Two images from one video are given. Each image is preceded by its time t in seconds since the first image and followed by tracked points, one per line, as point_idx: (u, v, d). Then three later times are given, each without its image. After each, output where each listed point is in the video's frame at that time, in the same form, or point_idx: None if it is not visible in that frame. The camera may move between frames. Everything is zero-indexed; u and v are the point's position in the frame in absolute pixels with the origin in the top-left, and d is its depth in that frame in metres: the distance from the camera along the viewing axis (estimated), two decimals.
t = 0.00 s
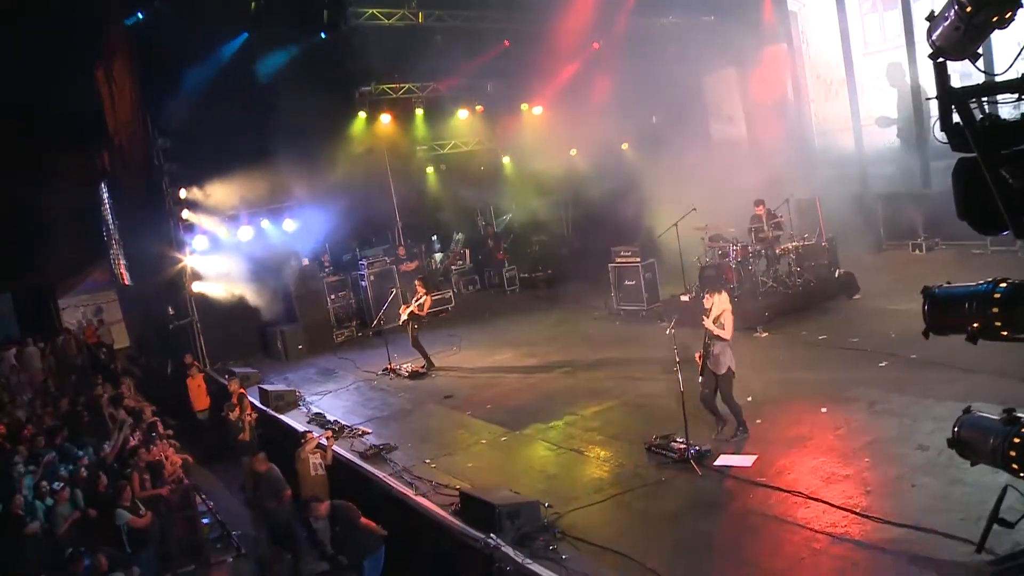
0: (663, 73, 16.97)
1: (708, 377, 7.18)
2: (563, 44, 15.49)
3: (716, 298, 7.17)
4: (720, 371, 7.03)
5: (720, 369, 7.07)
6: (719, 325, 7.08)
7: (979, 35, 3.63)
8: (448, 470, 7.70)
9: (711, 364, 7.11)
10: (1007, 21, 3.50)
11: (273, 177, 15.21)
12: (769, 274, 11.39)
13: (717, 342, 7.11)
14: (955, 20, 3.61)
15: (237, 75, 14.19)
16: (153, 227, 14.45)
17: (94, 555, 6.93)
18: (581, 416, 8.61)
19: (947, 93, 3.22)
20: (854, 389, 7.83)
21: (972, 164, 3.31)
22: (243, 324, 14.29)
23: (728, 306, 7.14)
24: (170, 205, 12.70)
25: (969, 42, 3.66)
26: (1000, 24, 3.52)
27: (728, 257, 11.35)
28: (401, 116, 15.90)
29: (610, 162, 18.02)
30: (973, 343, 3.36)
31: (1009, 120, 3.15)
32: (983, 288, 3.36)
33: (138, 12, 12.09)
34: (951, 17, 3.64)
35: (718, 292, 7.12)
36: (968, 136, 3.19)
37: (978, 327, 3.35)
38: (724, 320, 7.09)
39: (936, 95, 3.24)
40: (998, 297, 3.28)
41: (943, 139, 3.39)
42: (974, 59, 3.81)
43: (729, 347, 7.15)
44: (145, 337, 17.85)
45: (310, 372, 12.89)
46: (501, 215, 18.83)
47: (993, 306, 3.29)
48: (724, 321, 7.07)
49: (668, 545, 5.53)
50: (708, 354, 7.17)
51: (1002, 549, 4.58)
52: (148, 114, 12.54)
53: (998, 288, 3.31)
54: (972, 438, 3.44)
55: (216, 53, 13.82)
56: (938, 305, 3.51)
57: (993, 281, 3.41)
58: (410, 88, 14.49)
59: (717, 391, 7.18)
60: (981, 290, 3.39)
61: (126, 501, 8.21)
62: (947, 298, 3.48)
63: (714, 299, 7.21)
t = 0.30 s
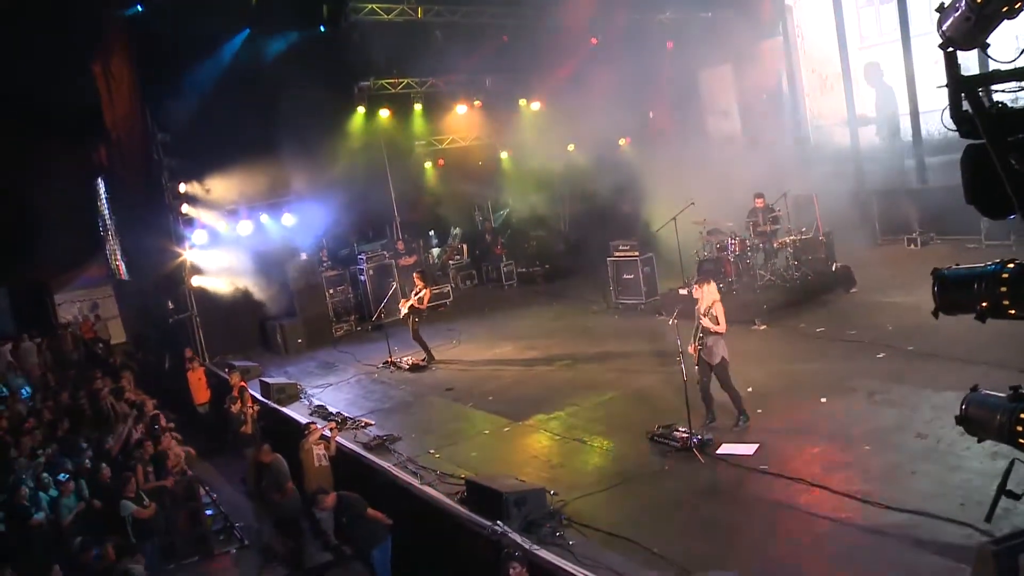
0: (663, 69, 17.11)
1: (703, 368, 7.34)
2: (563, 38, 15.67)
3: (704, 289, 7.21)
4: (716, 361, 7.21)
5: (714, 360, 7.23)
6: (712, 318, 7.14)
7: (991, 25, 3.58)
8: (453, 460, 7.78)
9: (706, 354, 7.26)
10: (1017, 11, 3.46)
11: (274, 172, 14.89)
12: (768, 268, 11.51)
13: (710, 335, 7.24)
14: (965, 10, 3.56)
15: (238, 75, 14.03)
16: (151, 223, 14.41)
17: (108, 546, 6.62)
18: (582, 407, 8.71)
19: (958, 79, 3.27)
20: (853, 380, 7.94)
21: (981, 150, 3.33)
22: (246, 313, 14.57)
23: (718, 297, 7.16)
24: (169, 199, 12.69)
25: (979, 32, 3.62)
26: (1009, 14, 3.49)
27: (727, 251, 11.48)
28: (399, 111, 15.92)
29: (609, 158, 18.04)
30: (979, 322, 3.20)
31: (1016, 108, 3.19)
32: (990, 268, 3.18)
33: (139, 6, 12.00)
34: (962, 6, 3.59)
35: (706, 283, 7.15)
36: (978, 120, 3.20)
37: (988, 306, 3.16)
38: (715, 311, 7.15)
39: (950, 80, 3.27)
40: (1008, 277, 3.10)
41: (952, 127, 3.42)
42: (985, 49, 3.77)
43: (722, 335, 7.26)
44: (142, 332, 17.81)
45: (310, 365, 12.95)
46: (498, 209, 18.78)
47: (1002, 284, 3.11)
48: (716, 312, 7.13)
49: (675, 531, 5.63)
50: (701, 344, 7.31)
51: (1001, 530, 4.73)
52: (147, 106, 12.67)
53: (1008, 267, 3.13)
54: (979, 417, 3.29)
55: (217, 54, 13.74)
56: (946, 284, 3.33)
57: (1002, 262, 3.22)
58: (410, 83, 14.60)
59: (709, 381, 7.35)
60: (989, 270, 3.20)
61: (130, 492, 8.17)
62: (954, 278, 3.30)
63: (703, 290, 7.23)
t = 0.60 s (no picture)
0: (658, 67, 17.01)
1: (696, 358, 7.39)
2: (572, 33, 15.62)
3: (688, 283, 7.40)
4: (711, 351, 7.31)
5: (709, 348, 7.32)
6: (706, 309, 7.29)
7: (993, 17, 3.65)
8: (453, 450, 7.84)
9: (701, 344, 7.32)
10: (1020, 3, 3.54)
11: (272, 167, 14.82)
12: (760, 263, 11.56)
13: (707, 325, 7.30)
14: (968, 3, 3.64)
15: (237, 73, 14.15)
16: (147, 217, 14.34)
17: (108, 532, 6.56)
18: (580, 398, 8.81)
19: (964, 70, 3.36)
20: (848, 371, 8.07)
21: (985, 139, 3.45)
22: (243, 310, 14.55)
23: (706, 289, 7.35)
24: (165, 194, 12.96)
25: (981, 25, 3.70)
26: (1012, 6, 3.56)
27: (722, 246, 11.62)
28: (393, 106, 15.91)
29: (598, 155, 18.40)
30: (981, 303, 3.30)
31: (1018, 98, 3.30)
32: (993, 251, 3.27)
33: None
34: None
35: (692, 278, 7.36)
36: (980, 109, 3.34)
37: (989, 287, 3.26)
38: (707, 303, 7.33)
39: (954, 72, 3.41)
40: (1009, 259, 3.19)
41: (954, 116, 3.51)
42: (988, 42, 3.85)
43: (716, 327, 7.36)
44: (136, 328, 17.81)
45: (307, 360, 12.99)
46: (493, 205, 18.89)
47: (1004, 267, 3.20)
48: (709, 303, 7.31)
49: (676, 518, 5.71)
50: (696, 338, 7.35)
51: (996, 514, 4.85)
52: (144, 100, 12.87)
53: (1009, 250, 3.22)
54: (979, 395, 3.39)
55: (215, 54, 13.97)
56: (950, 267, 3.43)
57: (1003, 245, 3.31)
58: (405, 79, 14.94)
59: (704, 372, 7.39)
60: (991, 253, 3.29)
61: (131, 483, 8.12)
62: (958, 261, 3.39)
63: (686, 286, 7.42)
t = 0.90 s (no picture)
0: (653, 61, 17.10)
1: (694, 349, 7.47)
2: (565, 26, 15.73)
3: (680, 278, 7.46)
4: (710, 341, 7.38)
5: (706, 338, 7.39)
6: (700, 301, 7.35)
7: (992, 7, 3.74)
8: (454, 440, 7.92)
9: (699, 335, 7.40)
10: None
11: (271, 161, 14.93)
12: (755, 257, 11.85)
13: (705, 316, 7.34)
14: None
15: (236, 69, 14.30)
16: (140, 211, 14.25)
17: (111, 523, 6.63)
18: (578, 389, 8.91)
19: (964, 61, 3.48)
20: (842, 361, 8.21)
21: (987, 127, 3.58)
22: (240, 304, 14.57)
23: (699, 282, 7.41)
24: (160, 188, 12.95)
25: (981, 16, 3.79)
26: None
27: (716, 240, 11.70)
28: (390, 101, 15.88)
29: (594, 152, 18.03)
30: (981, 284, 3.40)
31: (1015, 86, 3.41)
32: (992, 234, 3.37)
33: None
34: None
35: (683, 271, 7.42)
36: (980, 98, 3.48)
37: (989, 269, 3.36)
38: (700, 295, 7.37)
39: (955, 62, 3.54)
40: (1008, 240, 3.29)
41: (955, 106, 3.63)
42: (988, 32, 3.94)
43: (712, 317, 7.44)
44: (129, 324, 17.74)
45: (303, 354, 13.01)
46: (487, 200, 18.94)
47: (1003, 249, 3.30)
48: (702, 295, 7.35)
49: (676, 504, 5.82)
50: (694, 330, 7.42)
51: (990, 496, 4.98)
52: (139, 96, 12.73)
53: (1007, 232, 3.32)
54: (978, 374, 3.49)
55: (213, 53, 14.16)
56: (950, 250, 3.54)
57: (1001, 228, 3.41)
58: (401, 74, 14.76)
59: (702, 363, 7.47)
60: (990, 236, 3.39)
61: (132, 475, 8.30)
62: (959, 244, 3.50)
63: (680, 279, 7.48)
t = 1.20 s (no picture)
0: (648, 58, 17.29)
1: (695, 341, 7.56)
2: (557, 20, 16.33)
3: (682, 270, 7.49)
4: (709, 334, 7.47)
5: (707, 333, 7.46)
6: (698, 295, 7.39)
7: None
8: (455, 430, 8.02)
9: (700, 328, 7.49)
10: None
11: (279, 154, 15.15)
12: (752, 250, 11.88)
13: (703, 309, 7.47)
14: None
15: (240, 65, 14.34)
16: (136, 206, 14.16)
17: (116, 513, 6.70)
18: (577, 381, 9.00)
19: (966, 50, 3.59)
20: (838, 352, 8.34)
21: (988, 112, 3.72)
22: (237, 300, 14.49)
23: (698, 275, 7.43)
24: (160, 181, 12.95)
25: (981, 6, 3.89)
26: None
27: (713, 234, 11.86)
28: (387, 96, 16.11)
29: (589, 148, 18.10)
30: (983, 265, 3.50)
31: (1016, 75, 3.52)
32: (993, 217, 3.46)
33: None
34: None
35: (685, 264, 7.39)
36: (981, 85, 3.57)
37: (990, 251, 3.46)
38: (699, 288, 7.39)
39: (956, 51, 3.64)
40: (1009, 222, 3.39)
41: (957, 93, 3.77)
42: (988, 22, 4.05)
43: (712, 309, 7.51)
44: (123, 321, 17.69)
45: (301, 347, 13.05)
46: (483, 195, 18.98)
47: (1004, 231, 3.40)
48: (701, 289, 7.39)
49: (677, 491, 5.91)
50: (693, 322, 7.54)
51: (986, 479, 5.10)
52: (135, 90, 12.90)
53: (1008, 215, 3.42)
54: (979, 353, 3.60)
55: (216, 45, 14.16)
56: (952, 233, 3.64)
57: (1002, 211, 3.50)
58: (398, 70, 14.81)
59: (702, 355, 7.56)
60: (991, 219, 3.48)
61: (133, 467, 8.36)
62: (961, 226, 3.60)
63: (682, 270, 7.50)
